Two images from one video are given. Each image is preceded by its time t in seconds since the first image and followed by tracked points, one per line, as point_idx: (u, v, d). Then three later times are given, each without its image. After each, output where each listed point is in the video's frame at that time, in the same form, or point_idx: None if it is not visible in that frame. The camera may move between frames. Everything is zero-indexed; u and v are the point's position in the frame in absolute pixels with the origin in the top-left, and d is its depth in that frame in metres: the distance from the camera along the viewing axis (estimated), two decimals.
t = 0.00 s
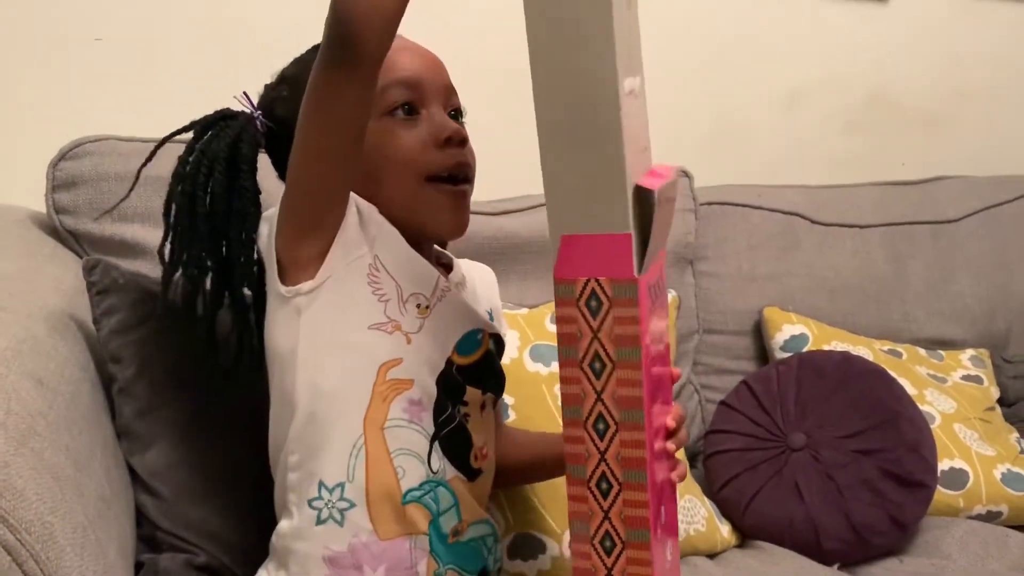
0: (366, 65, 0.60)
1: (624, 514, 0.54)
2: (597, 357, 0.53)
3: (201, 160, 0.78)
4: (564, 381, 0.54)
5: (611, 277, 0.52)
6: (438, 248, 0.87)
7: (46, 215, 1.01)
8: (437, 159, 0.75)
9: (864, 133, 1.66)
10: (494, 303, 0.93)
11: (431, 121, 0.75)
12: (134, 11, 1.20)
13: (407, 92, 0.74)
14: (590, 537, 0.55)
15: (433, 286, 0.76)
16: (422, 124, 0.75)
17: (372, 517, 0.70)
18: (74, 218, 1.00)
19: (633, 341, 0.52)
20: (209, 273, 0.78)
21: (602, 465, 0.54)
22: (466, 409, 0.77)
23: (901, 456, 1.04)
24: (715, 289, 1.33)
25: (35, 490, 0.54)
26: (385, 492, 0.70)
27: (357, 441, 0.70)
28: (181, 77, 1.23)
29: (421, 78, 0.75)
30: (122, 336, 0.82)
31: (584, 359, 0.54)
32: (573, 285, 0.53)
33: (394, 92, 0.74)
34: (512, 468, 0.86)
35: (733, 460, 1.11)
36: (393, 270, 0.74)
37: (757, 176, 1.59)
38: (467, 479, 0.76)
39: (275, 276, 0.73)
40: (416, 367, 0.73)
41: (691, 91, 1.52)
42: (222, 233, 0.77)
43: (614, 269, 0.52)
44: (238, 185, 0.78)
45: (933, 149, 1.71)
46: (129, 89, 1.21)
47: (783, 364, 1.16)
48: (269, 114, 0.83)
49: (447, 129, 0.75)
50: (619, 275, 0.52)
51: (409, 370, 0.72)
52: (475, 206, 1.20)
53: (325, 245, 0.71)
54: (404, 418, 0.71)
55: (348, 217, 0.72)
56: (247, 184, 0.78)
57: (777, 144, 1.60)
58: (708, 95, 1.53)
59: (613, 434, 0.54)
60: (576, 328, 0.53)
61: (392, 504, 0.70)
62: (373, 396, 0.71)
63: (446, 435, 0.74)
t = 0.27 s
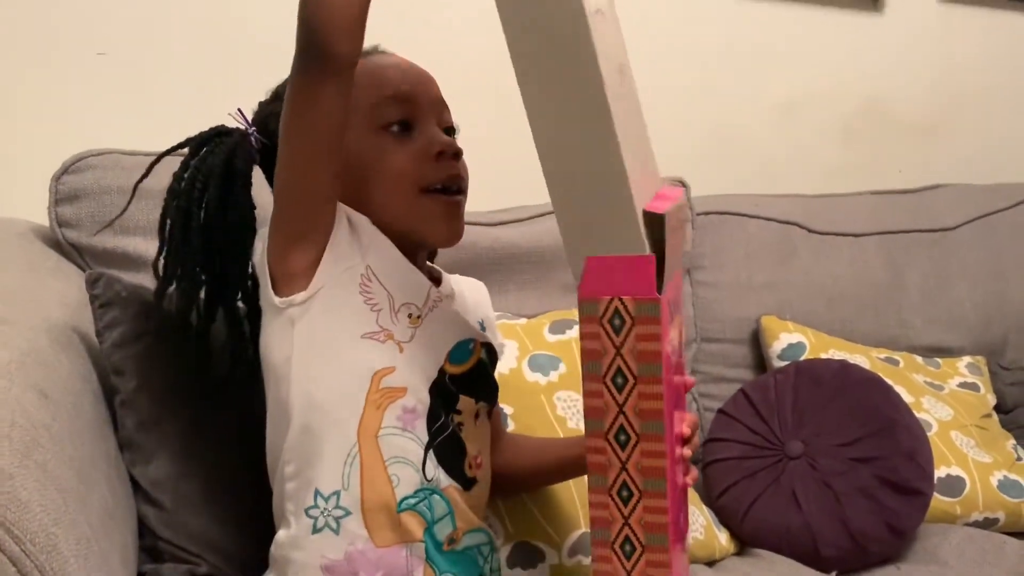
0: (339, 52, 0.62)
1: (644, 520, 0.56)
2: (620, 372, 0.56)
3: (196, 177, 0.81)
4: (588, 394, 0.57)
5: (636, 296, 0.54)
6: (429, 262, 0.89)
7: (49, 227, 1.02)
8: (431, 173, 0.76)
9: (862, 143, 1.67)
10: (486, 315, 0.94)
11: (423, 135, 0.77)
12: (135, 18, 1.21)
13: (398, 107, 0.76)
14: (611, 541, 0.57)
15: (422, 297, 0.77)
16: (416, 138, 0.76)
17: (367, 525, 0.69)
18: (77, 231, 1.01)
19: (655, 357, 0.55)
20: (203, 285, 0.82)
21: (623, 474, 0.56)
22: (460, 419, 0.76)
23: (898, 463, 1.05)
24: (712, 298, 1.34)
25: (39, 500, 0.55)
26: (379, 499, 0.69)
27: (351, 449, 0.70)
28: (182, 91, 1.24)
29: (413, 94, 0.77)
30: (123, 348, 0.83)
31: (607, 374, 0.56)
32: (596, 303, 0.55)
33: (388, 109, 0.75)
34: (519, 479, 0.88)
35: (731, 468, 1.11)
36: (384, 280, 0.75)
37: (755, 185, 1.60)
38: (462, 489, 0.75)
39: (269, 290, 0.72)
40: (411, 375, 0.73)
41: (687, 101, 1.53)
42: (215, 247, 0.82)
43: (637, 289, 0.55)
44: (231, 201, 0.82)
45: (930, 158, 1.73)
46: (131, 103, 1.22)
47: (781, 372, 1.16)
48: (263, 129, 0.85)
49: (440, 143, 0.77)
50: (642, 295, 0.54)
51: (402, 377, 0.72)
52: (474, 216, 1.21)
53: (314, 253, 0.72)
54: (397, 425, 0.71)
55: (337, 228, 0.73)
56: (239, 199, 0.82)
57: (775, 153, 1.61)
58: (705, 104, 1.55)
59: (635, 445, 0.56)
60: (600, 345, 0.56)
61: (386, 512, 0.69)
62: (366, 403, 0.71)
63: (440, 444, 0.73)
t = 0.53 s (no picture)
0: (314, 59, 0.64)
1: (664, 524, 0.56)
2: (653, 374, 0.55)
3: (193, 193, 0.83)
4: (619, 395, 0.56)
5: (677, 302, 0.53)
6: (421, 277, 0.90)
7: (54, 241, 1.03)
8: (421, 190, 0.78)
9: (860, 153, 1.69)
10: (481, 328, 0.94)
11: (412, 153, 0.78)
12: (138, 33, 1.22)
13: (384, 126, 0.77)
14: (627, 543, 0.57)
15: (410, 306, 0.78)
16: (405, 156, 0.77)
17: (358, 532, 0.71)
18: (81, 245, 1.02)
19: (690, 363, 0.54)
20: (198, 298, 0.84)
21: (648, 477, 0.56)
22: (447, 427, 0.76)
23: (897, 473, 1.06)
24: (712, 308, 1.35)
25: (47, 513, 0.56)
26: (369, 507, 0.71)
27: (341, 456, 0.71)
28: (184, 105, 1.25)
29: (402, 113, 0.78)
30: (127, 362, 0.83)
31: (639, 375, 0.56)
32: (636, 307, 0.54)
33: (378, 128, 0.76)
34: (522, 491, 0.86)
35: (731, 478, 1.12)
36: (372, 290, 0.76)
37: (752, 195, 1.62)
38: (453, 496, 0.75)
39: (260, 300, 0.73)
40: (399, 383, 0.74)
41: (685, 112, 1.54)
42: (211, 256, 0.84)
43: (677, 296, 0.55)
44: (227, 217, 0.84)
45: (928, 167, 1.74)
46: (135, 118, 1.23)
47: (778, 383, 1.17)
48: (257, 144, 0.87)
49: (430, 161, 0.78)
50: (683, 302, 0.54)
51: (389, 386, 0.74)
52: (475, 228, 1.22)
53: (302, 263, 0.72)
54: (385, 434, 0.72)
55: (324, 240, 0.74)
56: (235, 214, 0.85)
57: (774, 163, 1.63)
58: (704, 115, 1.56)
59: (662, 448, 0.56)
60: (636, 346, 0.55)
61: (376, 519, 0.71)
62: (355, 412, 0.72)
63: (428, 451, 0.74)
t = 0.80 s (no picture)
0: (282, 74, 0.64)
1: (722, 541, 0.66)
2: (763, 398, 0.64)
3: (197, 201, 0.83)
4: (726, 407, 0.66)
5: (815, 337, 0.61)
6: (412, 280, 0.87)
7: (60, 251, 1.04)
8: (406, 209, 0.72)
9: (861, 160, 1.70)
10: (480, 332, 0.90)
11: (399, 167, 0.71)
12: (143, 43, 1.23)
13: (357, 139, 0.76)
14: (682, 546, 0.68)
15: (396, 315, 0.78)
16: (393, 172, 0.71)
17: (349, 537, 0.74)
18: (87, 254, 1.03)
19: (801, 399, 0.62)
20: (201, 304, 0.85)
21: (724, 491, 0.66)
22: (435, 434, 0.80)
23: (899, 480, 1.06)
24: (715, 315, 1.35)
25: (54, 521, 0.56)
26: (358, 513, 0.74)
27: (328, 463, 0.74)
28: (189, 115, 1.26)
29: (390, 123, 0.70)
30: (131, 369, 0.83)
31: (750, 396, 0.65)
32: (771, 327, 0.64)
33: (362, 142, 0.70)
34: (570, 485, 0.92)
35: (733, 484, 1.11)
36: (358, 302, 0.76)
37: (753, 202, 1.63)
38: (444, 500, 0.79)
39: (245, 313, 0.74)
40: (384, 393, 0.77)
41: (686, 119, 1.55)
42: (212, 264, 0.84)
43: (820, 332, 0.61)
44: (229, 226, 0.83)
45: (928, 174, 1.76)
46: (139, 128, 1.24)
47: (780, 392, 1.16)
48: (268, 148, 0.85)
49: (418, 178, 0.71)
50: (821, 339, 0.61)
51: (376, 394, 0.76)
52: (478, 236, 1.22)
53: (295, 271, 0.72)
54: (372, 440, 0.76)
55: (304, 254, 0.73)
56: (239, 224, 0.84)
57: (776, 171, 1.63)
58: (707, 123, 1.57)
59: (748, 470, 0.65)
60: (758, 364, 0.64)
61: (367, 524, 0.74)
62: (343, 420, 0.75)
63: (417, 456, 0.78)
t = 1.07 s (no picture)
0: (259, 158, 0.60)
1: None
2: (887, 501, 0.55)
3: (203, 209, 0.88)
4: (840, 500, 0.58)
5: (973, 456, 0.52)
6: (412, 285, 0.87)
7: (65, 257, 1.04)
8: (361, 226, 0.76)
9: (865, 164, 1.70)
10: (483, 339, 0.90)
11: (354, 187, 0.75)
12: (148, 49, 1.23)
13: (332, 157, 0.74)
14: None
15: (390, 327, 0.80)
16: (350, 192, 0.75)
17: (352, 549, 0.74)
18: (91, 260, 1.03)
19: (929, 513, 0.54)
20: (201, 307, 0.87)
21: None
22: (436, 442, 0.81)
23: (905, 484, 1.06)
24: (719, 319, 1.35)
25: (59, 527, 0.56)
26: (361, 523, 0.75)
27: (330, 476, 0.74)
28: (194, 120, 1.26)
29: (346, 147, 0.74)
30: (137, 376, 0.84)
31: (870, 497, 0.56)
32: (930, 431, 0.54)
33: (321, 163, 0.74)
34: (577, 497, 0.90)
35: (739, 490, 1.12)
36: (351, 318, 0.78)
37: (757, 207, 1.63)
38: (448, 508, 0.80)
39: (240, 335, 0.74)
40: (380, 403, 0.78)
41: (689, 125, 1.55)
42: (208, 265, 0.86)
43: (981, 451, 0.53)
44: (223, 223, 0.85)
45: (932, 179, 1.76)
46: (144, 135, 1.24)
47: (787, 396, 1.17)
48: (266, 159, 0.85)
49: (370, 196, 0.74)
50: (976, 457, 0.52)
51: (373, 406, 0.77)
52: (482, 241, 1.22)
53: (278, 318, 0.73)
54: (373, 450, 0.77)
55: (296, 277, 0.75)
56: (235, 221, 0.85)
57: (779, 176, 1.63)
58: (710, 128, 1.57)
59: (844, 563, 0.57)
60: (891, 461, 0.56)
61: (369, 534, 0.75)
62: (342, 432, 0.76)
63: (419, 464, 0.79)
